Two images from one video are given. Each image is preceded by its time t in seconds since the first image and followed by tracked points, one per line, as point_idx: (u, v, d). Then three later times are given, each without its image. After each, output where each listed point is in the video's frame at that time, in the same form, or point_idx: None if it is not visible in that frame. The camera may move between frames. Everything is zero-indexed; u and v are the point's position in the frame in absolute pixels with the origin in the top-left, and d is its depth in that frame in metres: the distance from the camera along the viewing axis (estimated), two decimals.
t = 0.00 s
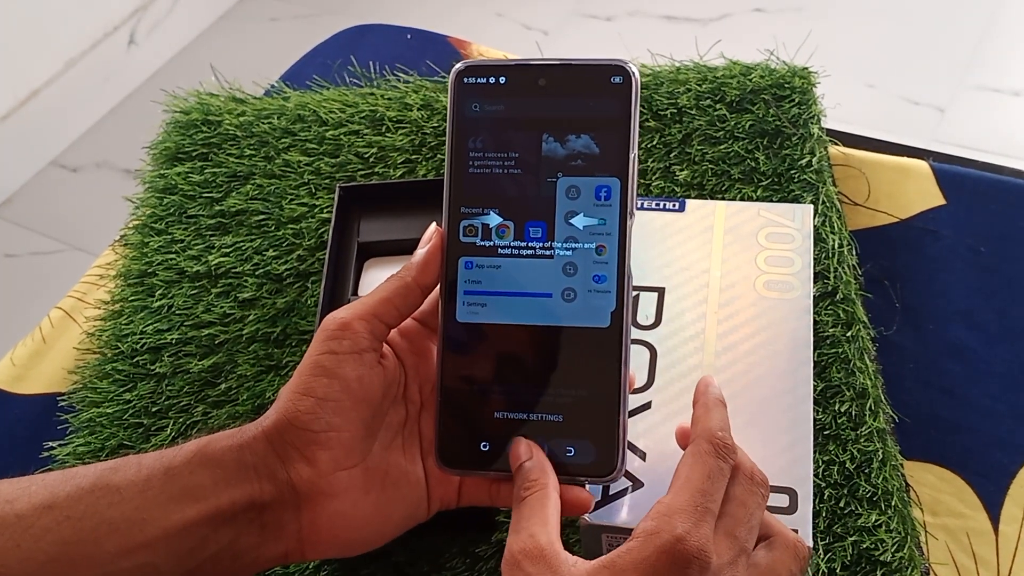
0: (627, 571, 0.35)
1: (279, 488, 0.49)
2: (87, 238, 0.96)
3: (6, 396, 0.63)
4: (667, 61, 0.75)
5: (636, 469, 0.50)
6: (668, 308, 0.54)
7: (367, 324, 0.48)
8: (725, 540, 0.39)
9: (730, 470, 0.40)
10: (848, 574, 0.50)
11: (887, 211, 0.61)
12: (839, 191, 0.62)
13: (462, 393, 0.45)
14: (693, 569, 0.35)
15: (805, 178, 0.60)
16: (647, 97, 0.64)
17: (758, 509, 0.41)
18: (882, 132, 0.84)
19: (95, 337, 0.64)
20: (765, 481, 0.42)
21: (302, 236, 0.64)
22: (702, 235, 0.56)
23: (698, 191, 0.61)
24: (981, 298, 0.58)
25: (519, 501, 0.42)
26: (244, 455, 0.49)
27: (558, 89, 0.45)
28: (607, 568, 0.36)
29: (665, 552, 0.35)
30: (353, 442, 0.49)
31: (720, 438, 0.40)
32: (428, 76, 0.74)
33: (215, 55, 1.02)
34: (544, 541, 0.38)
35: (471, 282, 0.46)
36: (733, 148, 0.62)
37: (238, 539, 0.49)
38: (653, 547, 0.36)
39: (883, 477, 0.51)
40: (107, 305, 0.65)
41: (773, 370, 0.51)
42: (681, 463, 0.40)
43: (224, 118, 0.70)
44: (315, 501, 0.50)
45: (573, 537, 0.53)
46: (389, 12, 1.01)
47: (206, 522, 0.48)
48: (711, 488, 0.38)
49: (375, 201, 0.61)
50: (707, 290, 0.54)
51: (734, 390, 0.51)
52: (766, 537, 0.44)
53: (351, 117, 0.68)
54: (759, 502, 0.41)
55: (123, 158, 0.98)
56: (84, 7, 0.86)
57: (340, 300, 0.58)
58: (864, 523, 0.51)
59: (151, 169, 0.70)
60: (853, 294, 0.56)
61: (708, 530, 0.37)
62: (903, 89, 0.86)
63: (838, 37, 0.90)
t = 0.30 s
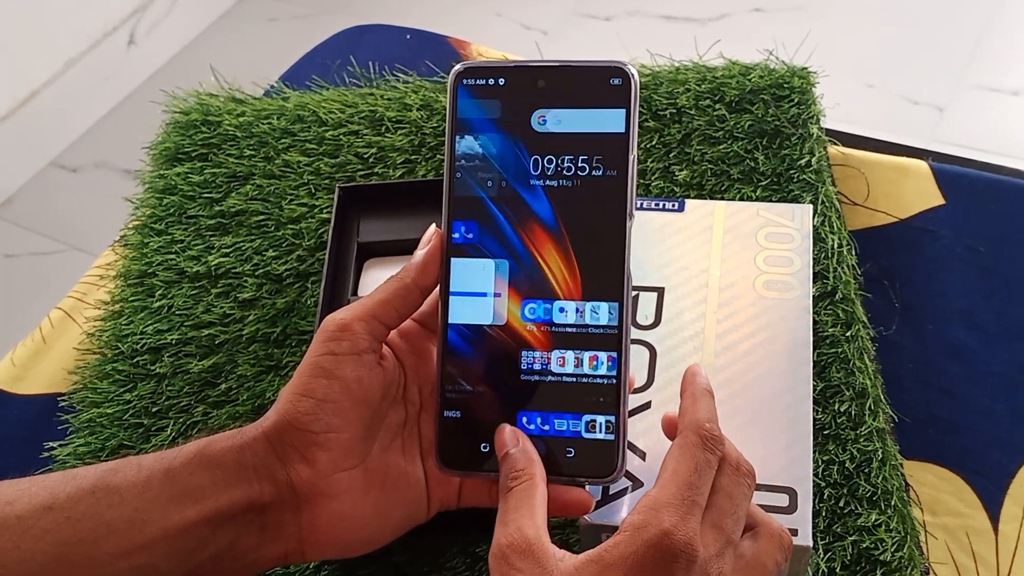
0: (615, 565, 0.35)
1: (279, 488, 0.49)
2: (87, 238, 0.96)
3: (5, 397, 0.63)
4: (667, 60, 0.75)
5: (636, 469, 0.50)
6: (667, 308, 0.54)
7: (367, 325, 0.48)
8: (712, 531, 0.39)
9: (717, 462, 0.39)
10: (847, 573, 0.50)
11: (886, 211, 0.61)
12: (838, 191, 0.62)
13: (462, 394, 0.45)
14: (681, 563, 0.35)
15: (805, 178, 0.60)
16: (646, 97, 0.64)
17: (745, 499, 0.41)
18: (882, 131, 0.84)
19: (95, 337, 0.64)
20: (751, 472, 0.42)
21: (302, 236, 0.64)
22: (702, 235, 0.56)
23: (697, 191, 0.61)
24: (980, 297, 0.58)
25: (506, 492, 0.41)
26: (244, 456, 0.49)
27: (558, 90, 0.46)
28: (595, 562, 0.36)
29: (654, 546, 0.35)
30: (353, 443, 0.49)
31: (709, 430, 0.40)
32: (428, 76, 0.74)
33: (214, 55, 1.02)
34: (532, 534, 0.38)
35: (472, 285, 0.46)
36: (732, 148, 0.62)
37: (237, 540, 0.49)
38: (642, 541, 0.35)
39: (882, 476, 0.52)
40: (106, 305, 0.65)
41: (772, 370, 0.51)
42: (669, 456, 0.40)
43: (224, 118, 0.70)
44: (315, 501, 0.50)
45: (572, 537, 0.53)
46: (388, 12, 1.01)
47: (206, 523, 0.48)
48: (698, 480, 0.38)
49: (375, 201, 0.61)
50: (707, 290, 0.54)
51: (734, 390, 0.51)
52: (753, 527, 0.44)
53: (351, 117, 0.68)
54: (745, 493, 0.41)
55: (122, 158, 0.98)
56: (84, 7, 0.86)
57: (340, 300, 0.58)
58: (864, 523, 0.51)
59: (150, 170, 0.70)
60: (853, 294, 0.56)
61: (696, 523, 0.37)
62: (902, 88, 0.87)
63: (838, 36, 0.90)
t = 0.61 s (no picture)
0: (614, 512, 0.35)
1: (286, 485, 0.50)
2: (88, 238, 0.96)
3: (10, 395, 0.63)
4: (669, 60, 0.75)
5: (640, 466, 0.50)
6: (671, 307, 0.54)
7: (373, 323, 0.48)
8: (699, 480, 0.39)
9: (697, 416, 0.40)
10: (851, 571, 0.51)
11: (889, 210, 0.61)
12: (841, 191, 0.62)
13: (468, 392, 0.46)
14: (671, 505, 0.35)
15: (808, 177, 0.60)
16: (649, 97, 0.64)
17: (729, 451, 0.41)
18: (883, 131, 0.84)
19: (100, 335, 0.64)
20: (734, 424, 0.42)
21: (307, 235, 0.64)
22: (706, 234, 0.56)
23: (701, 191, 0.61)
24: (982, 296, 0.59)
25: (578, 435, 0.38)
26: (251, 453, 0.50)
27: (564, 89, 0.46)
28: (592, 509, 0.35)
29: (647, 489, 0.35)
30: (359, 440, 0.50)
31: (689, 384, 0.40)
32: (431, 75, 0.74)
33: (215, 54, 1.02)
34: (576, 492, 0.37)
35: (477, 281, 0.46)
36: (735, 148, 0.62)
37: (244, 537, 0.50)
38: (637, 485, 0.35)
39: (886, 474, 0.52)
40: (112, 304, 0.65)
41: (777, 368, 0.52)
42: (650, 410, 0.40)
43: (228, 118, 0.70)
44: (321, 498, 0.50)
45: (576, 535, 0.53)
46: (390, 12, 1.01)
47: (213, 520, 0.48)
48: (682, 429, 0.38)
49: (379, 200, 0.61)
50: (711, 288, 0.54)
51: (737, 389, 0.51)
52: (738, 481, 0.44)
53: (355, 116, 0.68)
54: (730, 445, 0.41)
55: (124, 158, 0.98)
56: (85, 7, 0.87)
57: (344, 300, 0.58)
58: (868, 521, 0.51)
59: (155, 169, 0.70)
60: (856, 293, 0.56)
61: (683, 468, 0.37)
62: (903, 88, 0.87)
63: (838, 37, 0.90)
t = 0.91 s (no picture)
0: (602, 457, 0.35)
1: (284, 489, 0.50)
2: (88, 237, 0.96)
3: (10, 394, 0.63)
4: (669, 60, 0.75)
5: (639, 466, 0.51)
6: (670, 307, 0.54)
7: (374, 327, 0.48)
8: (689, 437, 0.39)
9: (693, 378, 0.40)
10: (849, 571, 0.51)
11: (888, 211, 0.61)
12: (840, 192, 0.62)
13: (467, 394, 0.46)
14: (661, 451, 0.35)
15: (807, 177, 0.60)
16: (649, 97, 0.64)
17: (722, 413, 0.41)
18: (883, 132, 0.84)
19: (99, 335, 0.64)
20: (733, 392, 0.43)
21: (306, 235, 0.64)
22: (705, 234, 0.56)
23: (699, 191, 0.61)
24: (981, 297, 0.59)
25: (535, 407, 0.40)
26: (250, 456, 0.50)
27: (571, 94, 0.46)
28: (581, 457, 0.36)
29: (634, 433, 0.35)
30: (358, 445, 0.50)
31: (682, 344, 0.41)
32: (431, 75, 0.74)
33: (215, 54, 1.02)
34: (546, 443, 0.38)
35: (479, 286, 0.46)
36: (735, 148, 0.62)
37: (242, 540, 0.50)
38: (626, 431, 0.36)
39: (884, 475, 0.52)
40: (111, 304, 0.65)
41: (775, 369, 0.51)
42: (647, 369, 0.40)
43: (228, 118, 0.70)
44: (320, 502, 0.50)
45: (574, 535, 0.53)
46: (390, 12, 1.01)
47: (212, 523, 0.48)
48: (675, 385, 0.39)
49: (379, 200, 0.61)
50: (709, 288, 0.54)
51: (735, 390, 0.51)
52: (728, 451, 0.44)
53: (355, 116, 0.68)
54: (721, 405, 0.42)
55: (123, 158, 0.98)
56: (85, 7, 0.87)
57: (344, 300, 0.58)
58: (866, 521, 0.51)
59: (155, 169, 0.70)
60: (855, 293, 0.56)
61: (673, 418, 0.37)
62: (904, 89, 0.87)
63: (839, 38, 0.90)
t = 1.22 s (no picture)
0: (577, 450, 0.35)
1: (283, 489, 0.50)
2: (88, 238, 0.96)
3: (9, 395, 0.63)
4: (669, 60, 0.75)
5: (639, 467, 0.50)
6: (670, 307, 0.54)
7: (373, 326, 0.48)
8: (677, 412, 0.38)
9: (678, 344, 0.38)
10: (850, 572, 0.51)
11: (888, 211, 0.61)
12: (841, 192, 0.62)
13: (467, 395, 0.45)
14: (637, 438, 0.35)
15: (807, 177, 0.60)
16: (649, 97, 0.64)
17: (722, 385, 0.39)
18: (884, 132, 0.84)
19: (98, 336, 0.64)
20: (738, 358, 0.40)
21: (305, 235, 0.64)
22: (705, 235, 0.56)
23: (700, 191, 0.61)
24: (982, 297, 0.59)
25: (492, 380, 0.40)
26: (249, 456, 0.50)
27: (569, 93, 0.46)
28: (557, 447, 0.36)
29: (608, 424, 0.35)
30: (357, 445, 0.50)
31: (660, 309, 0.38)
32: (430, 75, 0.74)
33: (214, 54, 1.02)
34: (511, 430, 0.38)
35: (478, 283, 0.46)
36: (734, 148, 0.62)
37: (241, 540, 0.50)
38: (601, 422, 0.35)
39: (885, 475, 0.52)
40: (110, 304, 0.65)
41: (775, 370, 0.51)
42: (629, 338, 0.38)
43: (227, 118, 0.70)
44: (319, 502, 0.50)
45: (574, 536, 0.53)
46: (390, 11, 1.01)
47: (211, 524, 0.48)
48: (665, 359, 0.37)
49: (378, 200, 0.61)
50: (709, 288, 0.54)
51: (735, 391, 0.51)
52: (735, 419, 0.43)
53: (354, 116, 0.68)
54: (721, 376, 0.39)
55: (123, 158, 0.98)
56: (85, 7, 0.87)
57: (343, 301, 0.58)
58: (867, 522, 0.51)
59: (154, 169, 0.70)
60: (855, 293, 0.56)
61: (651, 398, 0.36)
62: (904, 89, 0.87)
63: (838, 37, 0.90)
